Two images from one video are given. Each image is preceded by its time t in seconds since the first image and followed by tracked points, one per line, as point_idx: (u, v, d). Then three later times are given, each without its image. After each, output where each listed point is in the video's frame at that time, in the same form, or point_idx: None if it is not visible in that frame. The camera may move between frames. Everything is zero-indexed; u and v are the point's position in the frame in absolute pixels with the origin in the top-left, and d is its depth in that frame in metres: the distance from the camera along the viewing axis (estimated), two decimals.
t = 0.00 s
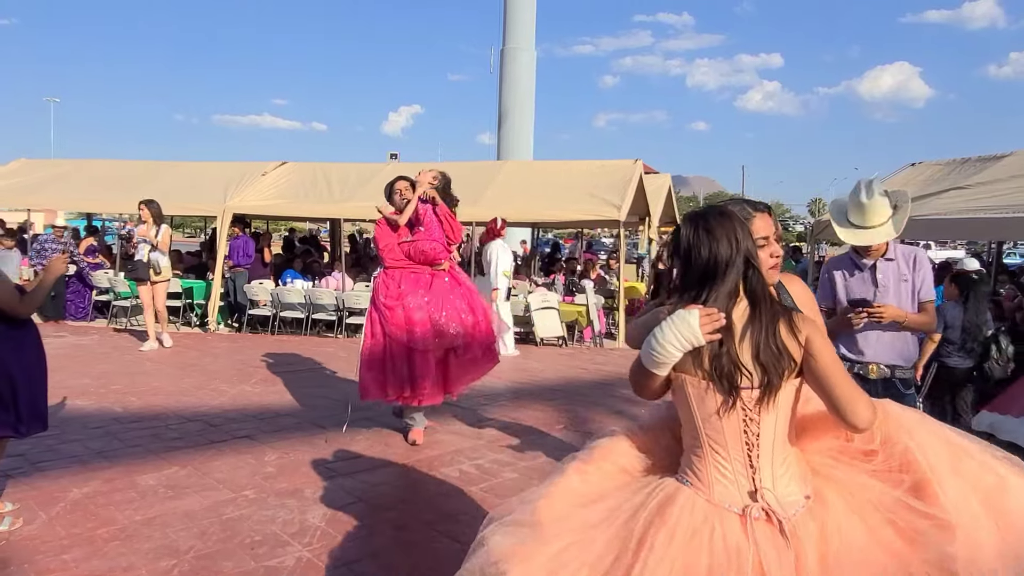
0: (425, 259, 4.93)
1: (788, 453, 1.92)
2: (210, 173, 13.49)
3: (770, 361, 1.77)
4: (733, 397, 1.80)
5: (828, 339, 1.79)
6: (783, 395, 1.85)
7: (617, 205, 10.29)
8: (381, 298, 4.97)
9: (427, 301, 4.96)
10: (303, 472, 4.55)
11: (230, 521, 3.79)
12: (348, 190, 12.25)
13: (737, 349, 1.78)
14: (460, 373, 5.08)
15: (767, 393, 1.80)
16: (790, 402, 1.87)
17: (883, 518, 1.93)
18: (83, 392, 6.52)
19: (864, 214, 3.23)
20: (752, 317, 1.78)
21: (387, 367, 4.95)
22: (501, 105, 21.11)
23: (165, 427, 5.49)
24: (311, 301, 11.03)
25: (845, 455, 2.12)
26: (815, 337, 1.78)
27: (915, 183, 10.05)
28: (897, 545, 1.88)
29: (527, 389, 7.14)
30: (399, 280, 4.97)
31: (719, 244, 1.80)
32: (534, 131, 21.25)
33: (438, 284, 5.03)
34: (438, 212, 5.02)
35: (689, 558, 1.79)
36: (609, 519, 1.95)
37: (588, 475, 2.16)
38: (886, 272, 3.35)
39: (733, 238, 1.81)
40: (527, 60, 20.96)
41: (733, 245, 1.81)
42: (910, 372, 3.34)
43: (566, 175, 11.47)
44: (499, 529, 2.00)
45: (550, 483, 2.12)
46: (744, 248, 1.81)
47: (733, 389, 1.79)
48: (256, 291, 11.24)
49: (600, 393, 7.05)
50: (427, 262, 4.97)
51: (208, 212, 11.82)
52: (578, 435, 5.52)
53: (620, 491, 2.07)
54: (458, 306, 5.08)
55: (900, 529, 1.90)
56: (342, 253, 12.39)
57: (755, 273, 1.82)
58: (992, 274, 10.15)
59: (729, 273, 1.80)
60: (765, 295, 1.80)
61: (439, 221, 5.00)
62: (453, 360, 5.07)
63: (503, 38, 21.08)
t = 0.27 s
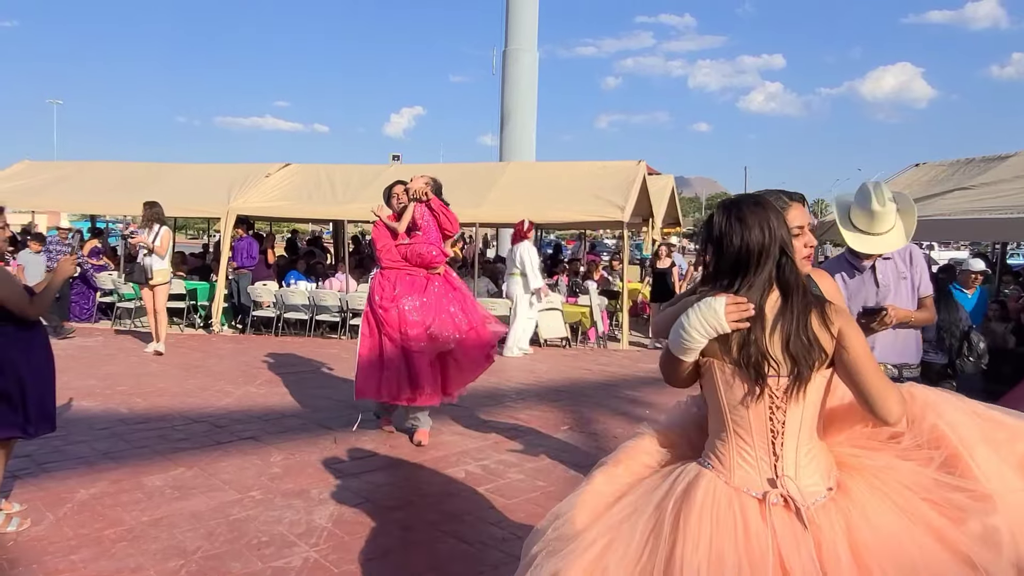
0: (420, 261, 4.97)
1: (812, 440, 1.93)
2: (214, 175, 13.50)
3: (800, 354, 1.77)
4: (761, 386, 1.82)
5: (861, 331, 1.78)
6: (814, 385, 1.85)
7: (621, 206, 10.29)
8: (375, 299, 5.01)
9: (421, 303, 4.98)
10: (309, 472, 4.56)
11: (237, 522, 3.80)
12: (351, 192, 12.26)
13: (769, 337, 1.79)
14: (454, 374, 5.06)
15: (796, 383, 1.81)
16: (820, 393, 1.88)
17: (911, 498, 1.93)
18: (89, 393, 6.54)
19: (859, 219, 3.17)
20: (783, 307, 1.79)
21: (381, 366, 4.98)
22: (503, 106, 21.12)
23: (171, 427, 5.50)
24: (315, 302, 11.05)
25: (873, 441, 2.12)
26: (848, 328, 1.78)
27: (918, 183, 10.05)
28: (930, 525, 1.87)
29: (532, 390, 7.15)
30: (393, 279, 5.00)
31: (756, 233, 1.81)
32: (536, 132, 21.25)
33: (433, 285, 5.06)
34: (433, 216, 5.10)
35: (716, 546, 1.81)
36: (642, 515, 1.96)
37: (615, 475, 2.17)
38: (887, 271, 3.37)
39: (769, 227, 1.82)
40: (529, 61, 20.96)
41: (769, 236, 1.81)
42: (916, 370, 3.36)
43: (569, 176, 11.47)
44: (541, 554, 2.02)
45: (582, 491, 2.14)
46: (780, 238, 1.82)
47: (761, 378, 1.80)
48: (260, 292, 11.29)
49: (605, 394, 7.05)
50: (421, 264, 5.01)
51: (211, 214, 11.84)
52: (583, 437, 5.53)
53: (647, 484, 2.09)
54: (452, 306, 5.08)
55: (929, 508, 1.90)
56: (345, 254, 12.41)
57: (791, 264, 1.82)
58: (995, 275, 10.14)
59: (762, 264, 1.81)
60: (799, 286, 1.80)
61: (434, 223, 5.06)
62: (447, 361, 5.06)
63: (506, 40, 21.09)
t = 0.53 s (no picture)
0: (410, 260, 5.01)
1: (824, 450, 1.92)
2: (218, 175, 13.53)
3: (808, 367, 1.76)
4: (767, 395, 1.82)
5: (874, 349, 1.74)
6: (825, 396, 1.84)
7: (625, 206, 10.28)
8: (366, 295, 5.07)
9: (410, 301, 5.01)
10: (316, 472, 4.57)
11: (244, 521, 3.80)
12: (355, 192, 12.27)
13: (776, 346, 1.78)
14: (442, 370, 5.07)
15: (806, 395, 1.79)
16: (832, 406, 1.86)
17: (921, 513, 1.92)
18: (96, 393, 6.55)
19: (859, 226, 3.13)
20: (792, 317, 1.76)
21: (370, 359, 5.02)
22: (507, 106, 21.13)
23: (177, 427, 5.51)
24: (320, 302, 11.06)
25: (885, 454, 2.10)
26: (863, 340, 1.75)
27: (924, 183, 10.02)
28: (938, 539, 1.86)
29: (537, 390, 7.15)
30: (384, 275, 5.04)
31: (769, 242, 1.80)
32: (540, 133, 21.25)
33: (424, 282, 5.08)
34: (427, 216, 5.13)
35: (727, 553, 1.81)
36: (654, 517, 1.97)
37: (625, 476, 2.18)
38: (893, 270, 3.38)
39: (786, 236, 1.80)
40: (533, 62, 20.96)
41: (783, 245, 1.80)
42: (925, 369, 3.37)
43: (573, 177, 11.47)
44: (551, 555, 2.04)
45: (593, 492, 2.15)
46: (796, 247, 1.80)
47: (766, 387, 1.81)
48: (265, 292, 11.30)
49: (611, 395, 7.04)
50: (412, 263, 5.03)
51: (216, 215, 11.87)
52: (590, 437, 5.52)
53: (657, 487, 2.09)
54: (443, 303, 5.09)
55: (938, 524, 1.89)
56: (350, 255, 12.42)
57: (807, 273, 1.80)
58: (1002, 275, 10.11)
59: (774, 272, 1.80)
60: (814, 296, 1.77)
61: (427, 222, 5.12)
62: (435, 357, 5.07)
63: (510, 40, 21.10)
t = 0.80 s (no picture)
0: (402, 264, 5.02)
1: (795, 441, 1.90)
2: (222, 176, 13.55)
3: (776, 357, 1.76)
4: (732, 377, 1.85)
5: (852, 354, 1.74)
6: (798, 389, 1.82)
7: (628, 206, 10.27)
8: (358, 296, 5.07)
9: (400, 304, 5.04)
10: (320, 471, 4.57)
11: (249, 520, 3.81)
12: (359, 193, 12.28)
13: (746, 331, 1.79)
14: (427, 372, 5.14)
15: (770, 386, 1.80)
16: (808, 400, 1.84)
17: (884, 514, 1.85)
18: (100, 393, 6.57)
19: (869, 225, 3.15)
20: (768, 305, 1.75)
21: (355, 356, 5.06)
22: (510, 106, 21.14)
23: (181, 427, 5.52)
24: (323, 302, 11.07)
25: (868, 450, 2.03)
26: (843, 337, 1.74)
27: (928, 182, 10.00)
28: (894, 533, 1.82)
29: (541, 389, 7.15)
30: (375, 276, 5.07)
31: (762, 227, 1.78)
32: (543, 133, 21.26)
33: (414, 286, 5.12)
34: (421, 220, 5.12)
35: (679, 525, 1.84)
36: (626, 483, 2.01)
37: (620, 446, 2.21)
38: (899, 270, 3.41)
39: (780, 223, 1.77)
40: (535, 62, 20.97)
41: (775, 230, 1.77)
42: (933, 369, 3.35)
43: (576, 176, 11.46)
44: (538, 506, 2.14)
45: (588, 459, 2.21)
46: (788, 235, 1.77)
47: (734, 370, 1.83)
48: (268, 292, 11.30)
49: (614, 394, 7.04)
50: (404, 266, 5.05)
51: (220, 215, 11.89)
52: (594, 436, 5.52)
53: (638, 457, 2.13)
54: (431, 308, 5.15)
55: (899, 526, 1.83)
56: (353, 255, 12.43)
57: (796, 264, 1.78)
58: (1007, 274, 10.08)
59: (761, 255, 1.78)
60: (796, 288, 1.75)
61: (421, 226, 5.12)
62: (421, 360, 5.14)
63: (512, 40, 21.11)
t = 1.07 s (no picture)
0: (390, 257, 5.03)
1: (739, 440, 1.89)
2: (222, 175, 13.54)
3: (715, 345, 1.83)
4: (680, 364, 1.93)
5: (792, 347, 1.73)
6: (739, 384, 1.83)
7: (629, 205, 10.25)
8: (348, 289, 5.13)
9: (388, 297, 5.07)
10: (320, 470, 4.57)
11: (249, 518, 3.81)
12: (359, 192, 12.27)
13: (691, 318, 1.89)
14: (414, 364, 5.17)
15: (711, 376, 1.85)
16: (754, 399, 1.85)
17: (805, 523, 1.80)
18: (100, 392, 6.56)
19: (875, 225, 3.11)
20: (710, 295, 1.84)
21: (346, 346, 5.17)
22: (510, 106, 21.13)
23: (182, 426, 5.52)
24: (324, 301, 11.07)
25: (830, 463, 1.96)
26: (793, 338, 1.74)
27: (929, 180, 10.01)
28: (803, 540, 1.78)
29: (541, 388, 7.15)
30: (364, 268, 5.11)
31: (721, 221, 1.89)
32: (543, 132, 21.25)
33: (404, 277, 5.13)
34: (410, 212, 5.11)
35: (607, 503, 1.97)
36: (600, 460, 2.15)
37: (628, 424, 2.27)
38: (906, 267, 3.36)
39: (736, 217, 1.86)
40: (535, 61, 20.96)
41: (731, 225, 1.86)
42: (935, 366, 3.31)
43: (576, 175, 11.45)
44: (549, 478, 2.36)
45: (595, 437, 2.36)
46: (743, 230, 1.84)
47: (683, 357, 1.91)
48: (268, 292, 11.28)
49: (613, 393, 7.04)
50: (392, 259, 5.06)
51: (220, 214, 11.89)
52: (595, 435, 5.52)
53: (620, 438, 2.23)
54: (419, 299, 5.16)
55: (816, 536, 1.78)
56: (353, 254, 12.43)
57: (751, 260, 1.83)
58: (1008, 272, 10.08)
59: (717, 247, 1.89)
60: (744, 282, 1.81)
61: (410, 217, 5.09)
62: (409, 351, 5.16)
63: (513, 39, 21.10)
